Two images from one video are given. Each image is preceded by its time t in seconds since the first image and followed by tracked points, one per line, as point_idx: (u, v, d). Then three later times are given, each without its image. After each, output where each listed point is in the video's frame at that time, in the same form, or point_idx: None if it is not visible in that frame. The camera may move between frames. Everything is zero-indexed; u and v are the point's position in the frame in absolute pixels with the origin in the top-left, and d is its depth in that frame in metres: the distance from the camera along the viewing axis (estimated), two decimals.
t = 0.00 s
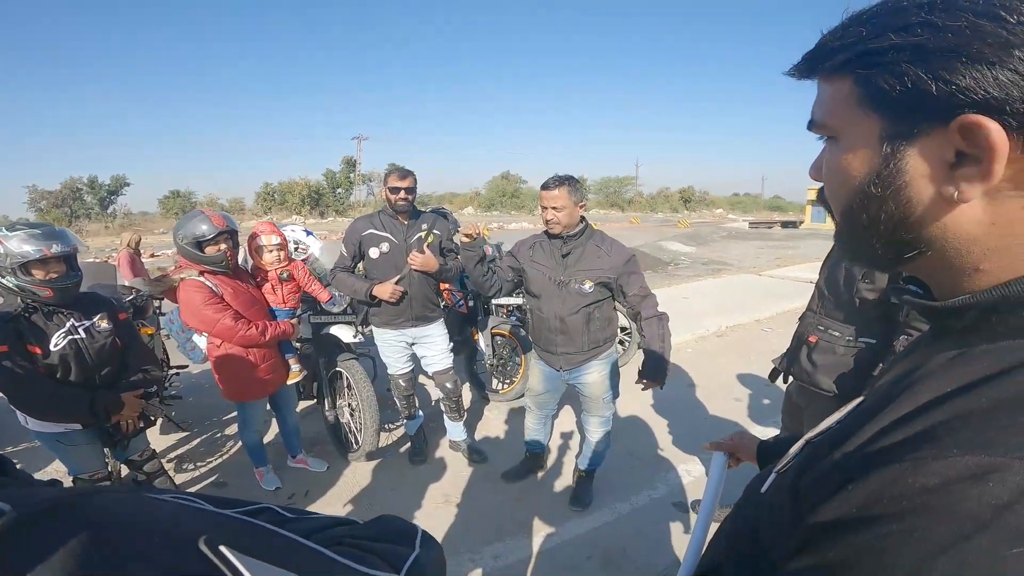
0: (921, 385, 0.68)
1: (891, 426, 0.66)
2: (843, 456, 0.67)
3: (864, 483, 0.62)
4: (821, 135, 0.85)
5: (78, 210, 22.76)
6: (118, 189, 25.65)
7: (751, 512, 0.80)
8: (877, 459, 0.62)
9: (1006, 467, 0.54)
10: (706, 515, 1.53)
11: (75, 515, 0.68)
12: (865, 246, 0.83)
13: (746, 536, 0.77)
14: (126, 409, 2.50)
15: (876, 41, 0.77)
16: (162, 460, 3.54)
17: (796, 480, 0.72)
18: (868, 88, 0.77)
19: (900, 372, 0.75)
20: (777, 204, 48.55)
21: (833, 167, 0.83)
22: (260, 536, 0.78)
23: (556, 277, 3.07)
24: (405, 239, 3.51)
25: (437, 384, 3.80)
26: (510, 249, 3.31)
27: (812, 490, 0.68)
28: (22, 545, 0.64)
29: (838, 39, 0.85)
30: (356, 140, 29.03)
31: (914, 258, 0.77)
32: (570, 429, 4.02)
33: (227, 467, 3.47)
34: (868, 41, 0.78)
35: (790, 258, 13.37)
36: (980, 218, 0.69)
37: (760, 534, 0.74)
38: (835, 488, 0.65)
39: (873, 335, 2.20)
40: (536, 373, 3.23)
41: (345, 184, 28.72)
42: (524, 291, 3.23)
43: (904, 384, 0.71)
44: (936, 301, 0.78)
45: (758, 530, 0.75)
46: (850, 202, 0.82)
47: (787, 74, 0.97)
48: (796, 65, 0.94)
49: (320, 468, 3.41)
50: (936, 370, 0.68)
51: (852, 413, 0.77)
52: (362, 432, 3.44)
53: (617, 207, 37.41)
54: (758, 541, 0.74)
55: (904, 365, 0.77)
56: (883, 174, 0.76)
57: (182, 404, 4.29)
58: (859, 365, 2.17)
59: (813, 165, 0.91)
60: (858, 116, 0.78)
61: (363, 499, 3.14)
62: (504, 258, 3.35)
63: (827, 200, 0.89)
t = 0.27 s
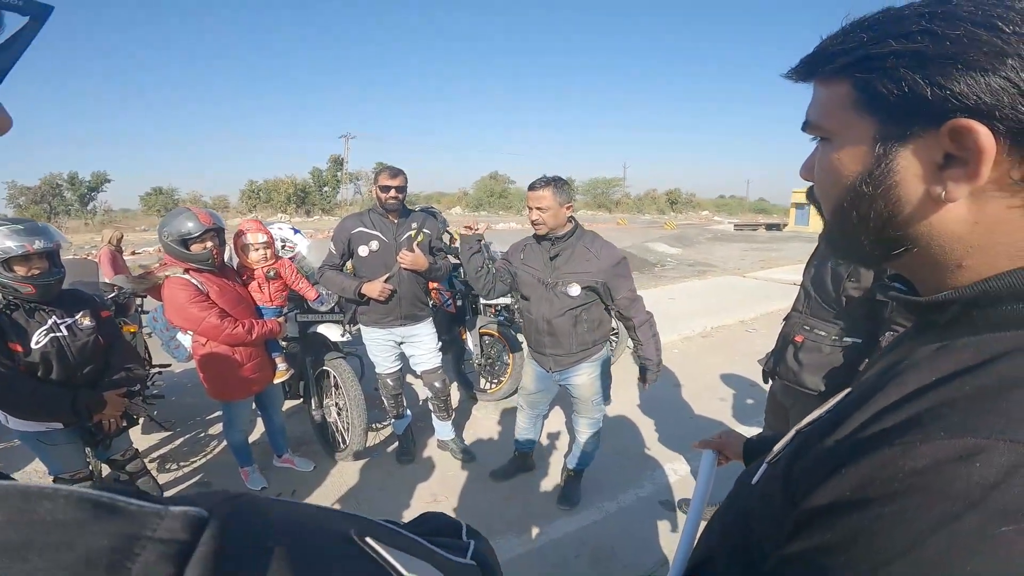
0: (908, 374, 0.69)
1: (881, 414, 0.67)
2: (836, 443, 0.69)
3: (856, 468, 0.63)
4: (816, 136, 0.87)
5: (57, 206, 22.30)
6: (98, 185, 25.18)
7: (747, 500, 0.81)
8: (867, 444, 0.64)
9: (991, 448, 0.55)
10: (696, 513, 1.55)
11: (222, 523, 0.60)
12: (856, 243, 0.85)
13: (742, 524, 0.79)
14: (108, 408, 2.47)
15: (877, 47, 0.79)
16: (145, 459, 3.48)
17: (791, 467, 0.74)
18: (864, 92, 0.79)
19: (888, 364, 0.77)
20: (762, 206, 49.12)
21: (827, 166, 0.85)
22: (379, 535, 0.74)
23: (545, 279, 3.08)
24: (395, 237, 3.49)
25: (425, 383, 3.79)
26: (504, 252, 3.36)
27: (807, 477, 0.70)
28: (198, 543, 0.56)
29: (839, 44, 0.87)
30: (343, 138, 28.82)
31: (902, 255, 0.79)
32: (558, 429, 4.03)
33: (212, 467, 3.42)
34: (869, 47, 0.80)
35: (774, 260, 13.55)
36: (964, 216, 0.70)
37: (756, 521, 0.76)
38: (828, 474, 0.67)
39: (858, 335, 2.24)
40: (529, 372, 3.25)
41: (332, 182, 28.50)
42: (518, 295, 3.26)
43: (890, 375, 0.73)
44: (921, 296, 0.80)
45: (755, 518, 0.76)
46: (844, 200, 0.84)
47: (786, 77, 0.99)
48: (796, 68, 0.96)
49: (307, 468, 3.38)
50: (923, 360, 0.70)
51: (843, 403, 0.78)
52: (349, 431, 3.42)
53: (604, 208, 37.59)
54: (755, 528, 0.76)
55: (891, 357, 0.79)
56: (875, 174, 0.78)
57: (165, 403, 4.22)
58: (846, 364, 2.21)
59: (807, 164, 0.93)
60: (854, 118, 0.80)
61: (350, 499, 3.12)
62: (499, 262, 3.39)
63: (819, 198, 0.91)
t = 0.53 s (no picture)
0: (895, 369, 0.70)
1: (869, 407, 0.68)
2: (826, 436, 0.70)
3: (846, 458, 0.64)
4: (808, 138, 0.88)
5: (43, 202, 22.01)
6: (86, 182, 24.88)
7: (738, 496, 0.82)
8: (856, 435, 0.65)
9: (976, 439, 0.57)
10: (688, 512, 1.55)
11: (313, 510, 0.63)
12: (846, 243, 0.86)
13: (734, 519, 0.80)
14: (96, 407, 2.45)
15: (868, 52, 0.80)
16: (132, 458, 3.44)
17: (782, 460, 0.74)
18: (855, 96, 0.80)
19: (876, 359, 0.78)
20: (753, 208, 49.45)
21: (819, 169, 0.86)
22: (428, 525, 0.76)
23: (541, 280, 3.09)
24: (387, 236, 3.48)
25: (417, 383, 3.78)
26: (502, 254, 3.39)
27: (798, 470, 0.70)
28: (300, 526, 0.59)
29: (832, 49, 0.88)
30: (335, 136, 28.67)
31: (890, 255, 0.81)
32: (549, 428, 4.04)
33: (202, 466, 3.39)
34: (860, 52, 0.81)
35: (764, 261, 13.65)
36: (950, 217, 0.72)
37: (749, 515, 0.76)
38: (818, 466, 0.67)
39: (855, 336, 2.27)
40: (524, 372, 3.26)
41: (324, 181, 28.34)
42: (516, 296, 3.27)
43: (877, 370, 0.74)
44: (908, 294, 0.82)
45: (747, 512, 0.77)
46: (834, 202, 0.85)
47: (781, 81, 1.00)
48: (791, 72, 0.97)
49: (298, 467, 3.36)
50: (909, 355, 0.71)
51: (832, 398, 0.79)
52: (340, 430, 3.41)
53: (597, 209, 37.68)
54: (748, 521, 0.76)
55: (879, 354, 0.80)
56: (865, 176, 0.79)
57: (153, 402, 4.18)
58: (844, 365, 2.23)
59: (798, 166, 0.95)
60: (845, 121, 0.81)
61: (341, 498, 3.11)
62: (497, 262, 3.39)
63: (810, 200, 0.92)
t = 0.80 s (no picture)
0: (879, 369, 0.71)
1: (853, 406, 0.69)
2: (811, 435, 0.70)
3: (831, 458, 0.65)
4: (793, 139, 0.89)
5: (33, 203, 21.79)
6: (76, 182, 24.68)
7: (727, 495, 0.83)
8: (840, 434, 0.65)
9: (957, 437, 0.57)
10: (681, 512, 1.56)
11: (237, 504, 0.59)
12: (830, 244, 0.87)
13: (723, 517, 0.80)
14: (85, 408, 2.43)
15: (850, 53, 0.81)
16: (122, 460, 3.42)
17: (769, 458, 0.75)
18: (838, 96, 0.81)
19: (861, 359, 0.79)
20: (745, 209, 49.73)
21: (803, 168, 0.87)
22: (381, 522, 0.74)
23: (536, 281, 3.10)
24: (379, 237, 3.47)
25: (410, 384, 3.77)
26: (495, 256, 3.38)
27: (784, 469, 0.71)
28: (221, 521, 0.55)
29: (817, 50, 0.89)
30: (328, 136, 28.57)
31: (874, 254, 0.81)
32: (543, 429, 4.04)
33: (192, 468, 3.37)
34: (843, 53, 0.82)
35: (756, 262, 13.73)
36: (930, 217, 0.72)
37: (737, 514, 0.77)
38: (803, 465, 0.68)
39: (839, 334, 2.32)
40: (519, 373, 3.26)
41: (317, 181, 28.22)
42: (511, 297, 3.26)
43: (862, 369, 0.75)
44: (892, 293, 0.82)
45: (736, 511, 0.77)
46: (818, 201, 0.86)
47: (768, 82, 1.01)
48: (777, 73, 0.97)
49: (290, 469, 3.34)
50: (894, 354, 0.71)
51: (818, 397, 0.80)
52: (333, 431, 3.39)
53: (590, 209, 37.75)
54: (736, 518, 0.77)
55: (865, 352, 0.81)
56: (847, 176, 0.80)
57: (143, 404, 4.15)
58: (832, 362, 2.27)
59: (784, 166, 0.95)
60: (829, 122, 0.82)
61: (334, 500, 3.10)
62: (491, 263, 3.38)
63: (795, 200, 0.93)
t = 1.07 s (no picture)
0: (879, 371, 0.71)
1: (853, 409, 0.69)
2: (811, 438, 0.70)
3: (832, 461, 0.64)
4: (791, 139, 0.89)
5: (33, 202, 21.78)
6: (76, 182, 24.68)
7: (727, 497, 0.83)
8: (841, 437, 0.65)
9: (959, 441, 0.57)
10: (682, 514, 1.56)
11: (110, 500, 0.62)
12: (829, 245, 0.87)
13: (723, 520, 0.80)
14: (83, 409, 2.43)
15: (849, 53, 0.81)
16: (122, 460, 3.42)
17: (769, 460, 0.75)
18: (837, 96, 0.81)
19: (861, 360, 0.79)
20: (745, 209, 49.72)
21: (802, 169, 0.87)
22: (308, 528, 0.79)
23: (537, 281, 3.10)
24: (379, 237, 3.47)
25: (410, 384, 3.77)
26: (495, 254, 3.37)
27: (784, 471, 0.71)
28: (75, 511, 0.59)
29: (815, 50, 0.89)
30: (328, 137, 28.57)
31: (873, 255, 0.81)
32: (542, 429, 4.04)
33: (192, 468, 3.37)
34: (841, 53, 0.81)
35: (756, 262, 13.71)
36: (930, 218, 0.72)
37: (737, 517, 0.76)
38: (803, 468, 0.68)
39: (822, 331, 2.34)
40: (518, 373, 3.26)
41: (317, 181, 28.21)
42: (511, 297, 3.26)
43: (863, 372, 0.75)
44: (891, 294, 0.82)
45: (736, 513, 0.77)
46: (816, 201, 0.86)
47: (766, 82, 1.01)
48: (775, 72, 0.97)
49: (289, 469, 3.34)
50: (894, 356, 0.71)
51: (818, 399, 0.80)
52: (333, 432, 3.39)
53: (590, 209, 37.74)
54: (736, 520, 0.77)
55: (864, 354, 0.80)
56: (847, 177, 0.80)
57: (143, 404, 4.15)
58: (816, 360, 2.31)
59: (781, 167, 0.95)
60: (827, 122, 0.82)
61: (334, 500, 3.10)
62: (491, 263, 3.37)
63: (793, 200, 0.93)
